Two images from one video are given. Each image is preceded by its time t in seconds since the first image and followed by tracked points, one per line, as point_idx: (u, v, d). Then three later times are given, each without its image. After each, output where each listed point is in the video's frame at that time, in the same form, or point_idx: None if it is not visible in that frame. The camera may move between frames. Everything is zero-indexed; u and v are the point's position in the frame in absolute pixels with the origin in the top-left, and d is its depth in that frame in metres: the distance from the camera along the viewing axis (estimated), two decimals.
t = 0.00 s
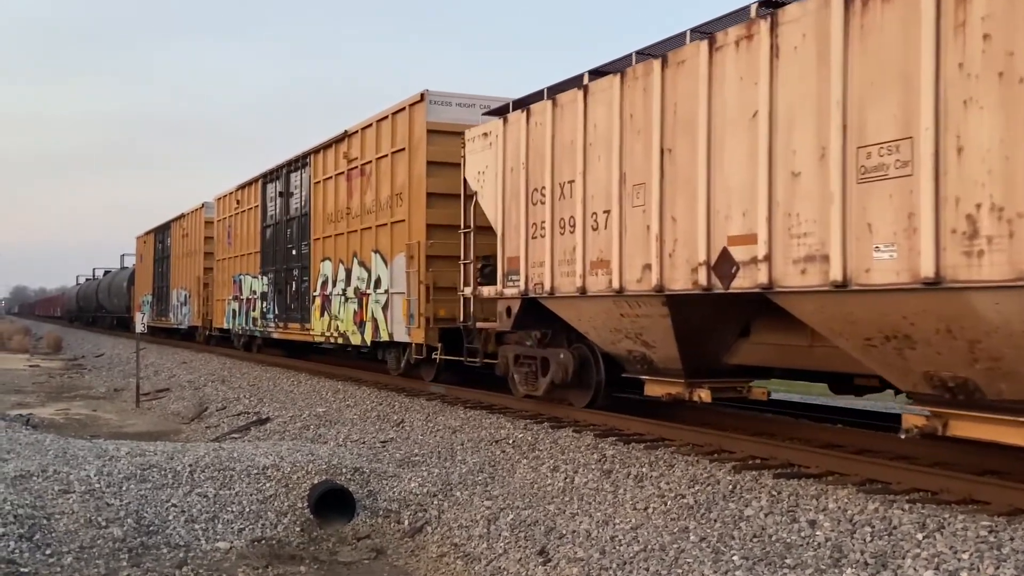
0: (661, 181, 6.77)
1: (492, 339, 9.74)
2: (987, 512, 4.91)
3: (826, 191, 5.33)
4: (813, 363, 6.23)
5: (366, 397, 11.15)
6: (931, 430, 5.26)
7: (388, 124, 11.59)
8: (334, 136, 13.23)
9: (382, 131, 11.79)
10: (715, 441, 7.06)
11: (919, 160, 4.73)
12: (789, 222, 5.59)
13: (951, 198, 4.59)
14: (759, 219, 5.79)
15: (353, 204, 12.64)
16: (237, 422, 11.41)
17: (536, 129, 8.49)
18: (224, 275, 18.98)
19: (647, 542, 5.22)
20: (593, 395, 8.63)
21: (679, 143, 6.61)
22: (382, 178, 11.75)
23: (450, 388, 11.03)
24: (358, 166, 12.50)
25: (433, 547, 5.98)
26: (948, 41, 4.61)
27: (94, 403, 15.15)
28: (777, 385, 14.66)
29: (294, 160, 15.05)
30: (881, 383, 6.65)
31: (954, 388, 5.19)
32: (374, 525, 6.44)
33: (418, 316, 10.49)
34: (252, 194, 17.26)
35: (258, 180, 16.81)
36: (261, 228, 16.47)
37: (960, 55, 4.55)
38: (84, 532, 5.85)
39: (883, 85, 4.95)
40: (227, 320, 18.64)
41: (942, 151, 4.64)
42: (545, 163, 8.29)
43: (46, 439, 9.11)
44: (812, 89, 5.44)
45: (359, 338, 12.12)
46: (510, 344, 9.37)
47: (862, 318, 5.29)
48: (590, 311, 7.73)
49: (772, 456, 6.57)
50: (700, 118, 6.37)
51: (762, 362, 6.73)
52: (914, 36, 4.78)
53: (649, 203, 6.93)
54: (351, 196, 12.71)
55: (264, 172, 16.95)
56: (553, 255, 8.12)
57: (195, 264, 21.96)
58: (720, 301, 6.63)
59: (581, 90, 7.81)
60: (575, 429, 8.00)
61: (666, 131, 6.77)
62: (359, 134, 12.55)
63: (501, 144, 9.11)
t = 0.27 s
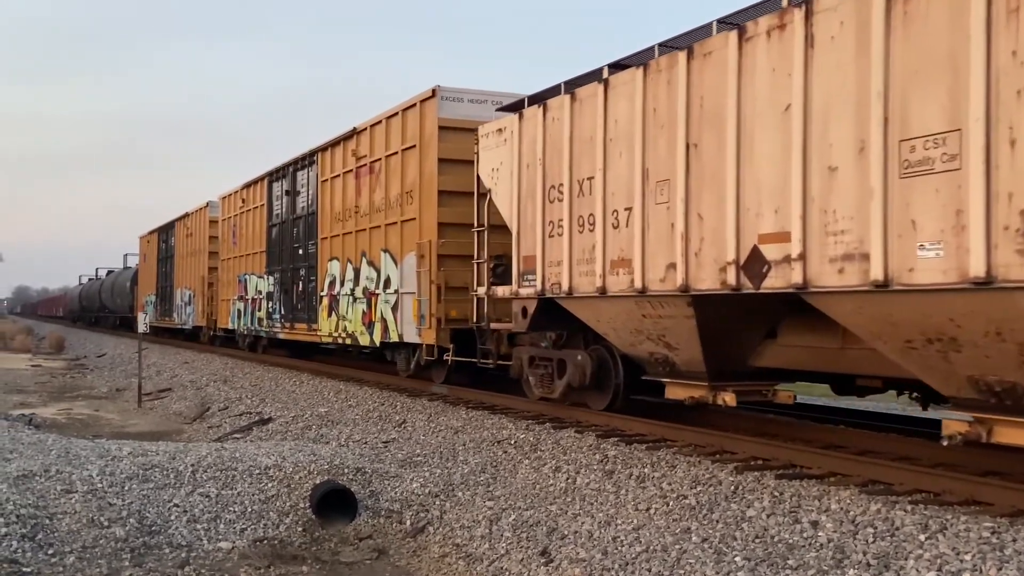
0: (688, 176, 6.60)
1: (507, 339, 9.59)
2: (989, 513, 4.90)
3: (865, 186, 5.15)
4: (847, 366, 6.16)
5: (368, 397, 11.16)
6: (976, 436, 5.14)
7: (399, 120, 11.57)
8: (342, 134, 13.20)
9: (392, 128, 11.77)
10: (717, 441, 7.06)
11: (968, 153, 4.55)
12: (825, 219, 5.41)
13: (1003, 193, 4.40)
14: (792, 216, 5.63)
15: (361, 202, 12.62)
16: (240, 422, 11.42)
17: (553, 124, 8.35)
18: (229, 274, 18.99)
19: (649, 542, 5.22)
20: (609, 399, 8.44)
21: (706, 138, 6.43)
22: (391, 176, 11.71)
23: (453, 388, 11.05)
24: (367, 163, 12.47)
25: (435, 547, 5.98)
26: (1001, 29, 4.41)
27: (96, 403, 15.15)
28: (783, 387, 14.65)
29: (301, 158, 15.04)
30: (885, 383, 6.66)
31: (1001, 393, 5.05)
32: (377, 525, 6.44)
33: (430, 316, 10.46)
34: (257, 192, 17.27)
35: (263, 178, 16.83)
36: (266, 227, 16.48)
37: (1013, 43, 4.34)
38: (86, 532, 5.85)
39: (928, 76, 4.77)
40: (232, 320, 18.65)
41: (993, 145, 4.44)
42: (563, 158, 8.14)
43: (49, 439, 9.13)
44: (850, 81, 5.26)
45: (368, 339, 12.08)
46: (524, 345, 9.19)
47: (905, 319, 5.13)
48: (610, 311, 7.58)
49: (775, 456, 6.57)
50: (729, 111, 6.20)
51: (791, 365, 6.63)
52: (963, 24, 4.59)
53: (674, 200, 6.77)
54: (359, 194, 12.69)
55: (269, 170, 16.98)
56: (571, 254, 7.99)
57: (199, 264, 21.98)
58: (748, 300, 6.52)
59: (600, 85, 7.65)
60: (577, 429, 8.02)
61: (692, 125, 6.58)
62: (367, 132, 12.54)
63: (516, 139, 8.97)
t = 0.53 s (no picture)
0: (715, 172, 6.32)
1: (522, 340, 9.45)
2: (992, 514, 4.89)
3: (908, 180, 4.87)
4: (881, 369, 5.90)
5: (370, 397, 11.15)
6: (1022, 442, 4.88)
7: (408, 116, 11.47)
8: (349, 131, 13.14)
9: (402, 124, 11.67)
10: (719, 442, 7.05)
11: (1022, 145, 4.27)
12: (864, 215, 5.13)
13: None
14: (828, 212, 5.35)
15: (370, 200, 12.55)
16: (242, 422, 11.42)
17: (571, 119, 8.06)
18: (234, 273, 18.97)
19: (651, 542, 5.22)
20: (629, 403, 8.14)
21: (735, 131, 6.15)
22: (401, 173, 11.63)
23: (455, 388, 11.04)
24: (375, 161, 12.40)
25: (438, 547, 5.98)
26: None
27: (98, 403, 15.10)
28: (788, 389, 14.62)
29: (308, 156, 15.00)
30: (887, 383, 6.64)
31: None
32: (379, 525, 6.44)
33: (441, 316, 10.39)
34: (263, 191, 17.23)
35: (269, 176, 16.81)
36: (272, 226, 16.45)
37: None
38: (89, 531, 5.86)
39: (979, 64, 4.48)
40: (236, 320, 18.62)
41: None
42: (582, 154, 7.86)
43: (51, 438, 9.14)
44: (892, 70, 4.97)
45: (378, 339, 12.02)
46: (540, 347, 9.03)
47: (952, 320, 4.85)
48: (631, 312, 7.31)
49: (777, 456, 6.56)
50: (759, 104, 5.92)
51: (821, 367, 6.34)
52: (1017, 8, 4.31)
53: (700, 196, 6.49)
54: (368, 192, 12.61)
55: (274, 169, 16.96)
56: (590, 252, 7.69)
57: (203, 264, 21.96)
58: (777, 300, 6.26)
59: (621, 76, 7.34)
60: (579, 429, 8.02)
61: (720, 119, 6.30)
62: (376, 128, 12.46)
63: (532, 135, 8.66)
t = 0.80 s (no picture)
0: (744, 167, 6.10)
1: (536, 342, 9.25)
2: (995, 514, 4.88)
3: (953, 174, 4.64)
4: (917, 372, 5.70)
5: (373, 397, 11.15)
6: None
7: (418, 113, 11.40)
8: (358, 129, 13.09)
9: (412, 121, 11.61)
10: (722, 442, 7.04)
11: None
12: (906, 211, 4.90)
13: None
14: (866, 208, 5.12)
15: (379, 198, 12.48)
16: (244, 422, 11.42)
17: (590, 114, 7.91)
18: (239, 272, 18.96)
19: (653, 543, 5.22)
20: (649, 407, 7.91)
21: (766, 124, 5.93)
22: (412, 171, 11.54)
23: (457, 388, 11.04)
24: (385, 158, 12.34)
25: (440, 547, 5.98)
26: None
27: (101, 403, 15.08)
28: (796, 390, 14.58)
29: (316, 153, 14.97)
30: (888, 383, 6.59)
31: None
32: (381, 525, 6.45)
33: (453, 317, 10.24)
34: (270, 189, 17.21)
35: (275, 174, 16.82)
36: (279, 225, 16.45)
37: None
38: (92, 531, 5.87)
39: None
40: (242, 320, 18.60)
41: None
42: (602, 150, 7.68)
43: (54, 438, 9.15)
44: (936, 59, 4.74)
45: (387, 339, 11.92)
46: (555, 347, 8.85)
47: (1001, 321, 4.65)
48: (654, 312, 7.12)
49: (780, 457, 6.56)
50: (792, 96, 5.69)
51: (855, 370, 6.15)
52: None
53: (728, 192, 6.28)
54: (377, 190, 12.54)
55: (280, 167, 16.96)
56: (610, 250, 7.54)
57: (208, 263, 21.96)
58: (808, 301, 6.06)
59: (644, 69, 7.16)
60: (581, 429, 8.02)
61: (749, 112, 6.08)
62: (386, 125, 12.41)
63: (548, 131, 8.55)
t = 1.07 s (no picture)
0: (775, 161, 5.85)
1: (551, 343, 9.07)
2: (998, 515, 4.87)
3: (1004, 168, 4.39)
4: (953, 375, 5.44)
5: (375, 397, 11.15)
6: None
7: (429, 109, 11.32)
8: (367, 126, 13.04)
9: (423, 117, 11.54)
10: (725, 442, 7.03)
11: None
12: (952, 206, 4.65)
13: None
14: (907, 204, 4.87)
15: (389, 195, 12.42)
16: (247, 422, 11.44)
17: (609, 109, 7.66)
18: (245, 272, 18.98)
19: (656, 543, 5.22)
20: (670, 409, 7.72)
21: (798, 117, 5.68)
22: (423, 168, 11.46)
23: (460, 388, 11.04)
24: (395, 156, 12.28)
25: (442, 547, 5.98)
26: None
27: (104, 403, 15.09)
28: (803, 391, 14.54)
29: (324, 151, 14.93)
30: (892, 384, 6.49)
31: None
32: (383, 525, 6.45)
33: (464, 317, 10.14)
34: (276, 188, 17.21)
35: (282, 172, 16.83)
36: (285, 223, 16.45)
37: None
38: (94, 531, 5.87)
39: None
40: (247, 321, 18.60)
41: None
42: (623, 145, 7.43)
43: (58, 438, 9.17)
44: (985, 46, 4.49)
45: (397, 340, 11.85)
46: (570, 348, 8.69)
47: None
48: (678, 313, 6.88)
49: (783, 457, 6.54)
50: (826, 86, 5.44)
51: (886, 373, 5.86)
52: None
53: (757, 187, 6.04)
54: (387, 188, 12.48)
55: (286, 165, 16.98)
56: (631, 249, 7.30)
57: (213, 263, 21.99)
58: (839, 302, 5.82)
59: (667, 60, 6.94)
60: (584, 429, 8.01)
61: (780, 104, 5.83)
62: (396, 121, 12.35)
63: (565, 127, 8.31)
